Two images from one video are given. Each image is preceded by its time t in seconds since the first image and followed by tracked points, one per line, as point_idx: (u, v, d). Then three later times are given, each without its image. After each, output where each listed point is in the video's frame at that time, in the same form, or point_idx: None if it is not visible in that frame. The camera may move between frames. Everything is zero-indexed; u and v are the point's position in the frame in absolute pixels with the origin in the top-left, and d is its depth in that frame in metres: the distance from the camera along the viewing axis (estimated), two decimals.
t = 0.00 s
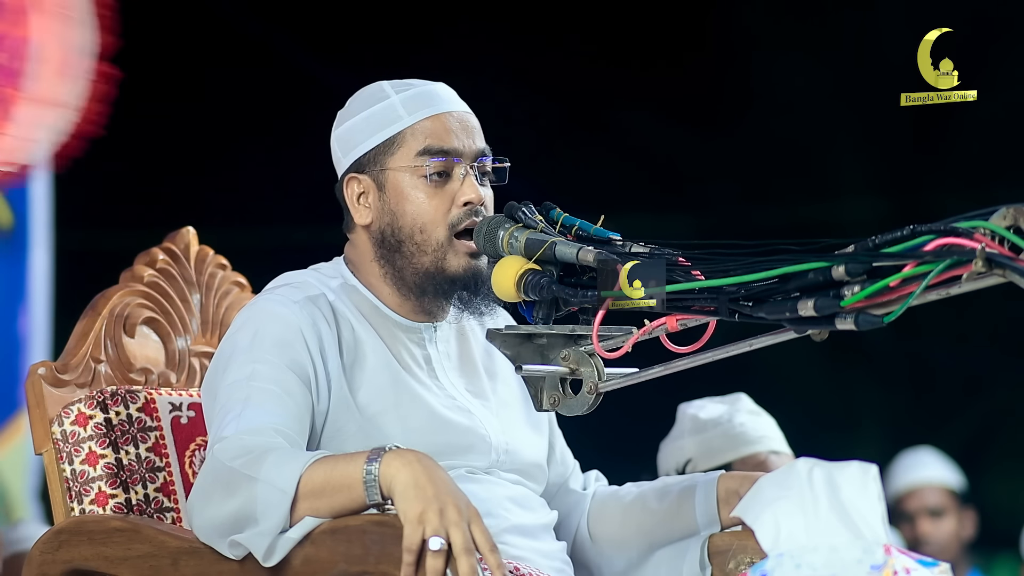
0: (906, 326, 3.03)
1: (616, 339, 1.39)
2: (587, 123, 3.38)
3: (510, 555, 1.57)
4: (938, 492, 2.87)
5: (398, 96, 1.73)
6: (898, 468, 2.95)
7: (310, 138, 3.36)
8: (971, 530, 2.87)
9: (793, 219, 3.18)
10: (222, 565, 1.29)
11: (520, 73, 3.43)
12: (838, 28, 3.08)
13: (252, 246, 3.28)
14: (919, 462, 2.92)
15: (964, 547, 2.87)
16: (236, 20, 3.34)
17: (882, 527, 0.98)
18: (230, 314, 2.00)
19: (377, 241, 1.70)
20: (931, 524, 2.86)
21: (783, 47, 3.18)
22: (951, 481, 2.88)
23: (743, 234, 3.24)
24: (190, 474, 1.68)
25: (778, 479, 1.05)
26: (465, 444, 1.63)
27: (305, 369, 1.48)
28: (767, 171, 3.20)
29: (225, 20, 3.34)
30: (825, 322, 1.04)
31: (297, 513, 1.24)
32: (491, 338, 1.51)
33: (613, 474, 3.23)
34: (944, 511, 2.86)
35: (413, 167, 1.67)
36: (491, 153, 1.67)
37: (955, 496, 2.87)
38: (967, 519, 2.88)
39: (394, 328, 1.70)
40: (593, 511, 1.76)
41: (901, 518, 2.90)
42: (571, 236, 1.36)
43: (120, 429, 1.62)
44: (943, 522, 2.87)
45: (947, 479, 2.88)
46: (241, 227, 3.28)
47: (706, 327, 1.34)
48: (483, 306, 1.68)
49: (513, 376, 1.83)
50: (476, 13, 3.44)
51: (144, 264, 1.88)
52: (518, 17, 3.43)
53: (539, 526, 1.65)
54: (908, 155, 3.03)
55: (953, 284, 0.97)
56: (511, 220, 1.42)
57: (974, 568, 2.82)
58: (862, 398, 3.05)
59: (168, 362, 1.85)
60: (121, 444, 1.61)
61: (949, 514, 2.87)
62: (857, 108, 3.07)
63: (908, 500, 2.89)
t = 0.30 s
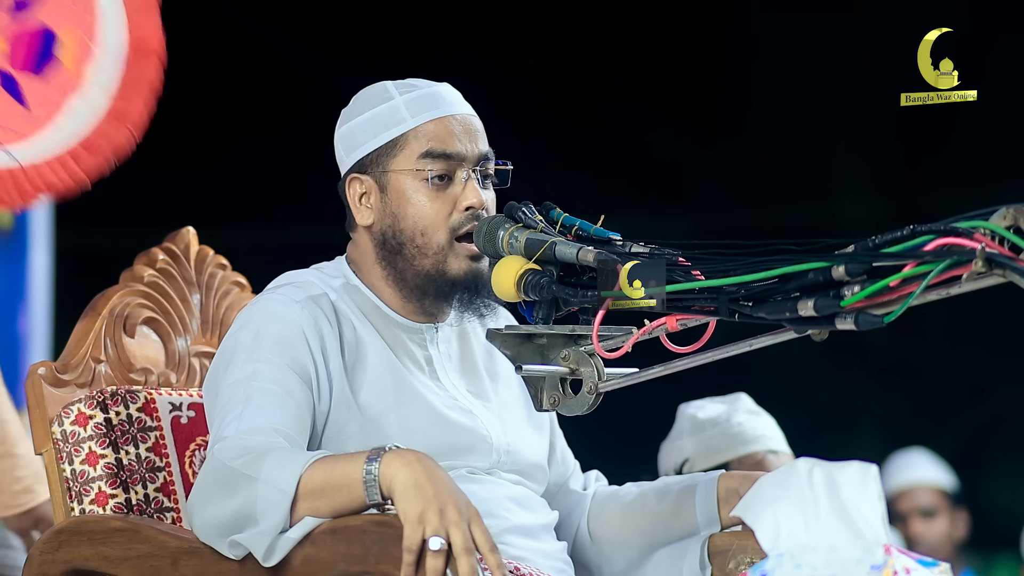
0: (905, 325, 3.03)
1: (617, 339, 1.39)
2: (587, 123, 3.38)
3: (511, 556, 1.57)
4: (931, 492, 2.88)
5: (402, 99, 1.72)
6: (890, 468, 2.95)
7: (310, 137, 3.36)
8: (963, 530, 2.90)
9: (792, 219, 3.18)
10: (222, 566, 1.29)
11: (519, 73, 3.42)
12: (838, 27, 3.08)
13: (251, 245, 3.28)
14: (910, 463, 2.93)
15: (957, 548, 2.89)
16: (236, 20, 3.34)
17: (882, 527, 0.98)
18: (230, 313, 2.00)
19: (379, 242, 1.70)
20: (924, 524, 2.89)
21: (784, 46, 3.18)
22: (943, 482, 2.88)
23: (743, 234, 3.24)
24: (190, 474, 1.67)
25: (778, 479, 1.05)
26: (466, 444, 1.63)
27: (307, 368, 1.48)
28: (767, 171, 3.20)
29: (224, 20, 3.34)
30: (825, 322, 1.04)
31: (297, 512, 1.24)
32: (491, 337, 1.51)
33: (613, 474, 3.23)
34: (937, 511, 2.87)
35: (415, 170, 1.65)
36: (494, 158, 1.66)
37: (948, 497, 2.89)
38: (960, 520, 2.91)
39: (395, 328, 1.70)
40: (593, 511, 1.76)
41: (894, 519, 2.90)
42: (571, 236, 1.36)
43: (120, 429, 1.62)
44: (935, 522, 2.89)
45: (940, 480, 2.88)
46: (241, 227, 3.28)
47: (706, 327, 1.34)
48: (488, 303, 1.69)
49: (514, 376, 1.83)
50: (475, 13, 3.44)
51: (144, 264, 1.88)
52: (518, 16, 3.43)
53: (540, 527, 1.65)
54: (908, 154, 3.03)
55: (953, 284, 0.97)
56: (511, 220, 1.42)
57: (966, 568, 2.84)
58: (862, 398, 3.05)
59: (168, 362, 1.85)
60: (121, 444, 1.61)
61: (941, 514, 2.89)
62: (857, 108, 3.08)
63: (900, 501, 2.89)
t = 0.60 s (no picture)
0: (905, 325, 3.02)
1: (616, 339, 1.39)
2: (588, 123, 3.38)
3: (511, 555, 1.57)
4: (924, 493, 2.86)
5: (401, 100, 1.71)
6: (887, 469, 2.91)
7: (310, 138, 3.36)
8: (957, 531, 2.88)
9: (793, 219, 3.18)
10: (222, 566, 1.29)
11: (519, 73, 3.43)
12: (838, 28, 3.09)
13: (251, 245, 3.28)
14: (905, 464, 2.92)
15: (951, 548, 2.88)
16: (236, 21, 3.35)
17: (882, 526, 0.98)
18: (230, 314, 2.00)
19: (376, 244, 1.70)
20: (916, 525, 2.84)
21: (783, 46, 3.18)
22: (938, 483, 2.88)
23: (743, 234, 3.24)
24: (190, 474, 1.67)
25: (778, 479, 1.05)
26: (465, 444, 1.63)
27: (306, 369, 1.48)
28: (767, 170, 3.21)
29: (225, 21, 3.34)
30: (825, 322, 1.04)
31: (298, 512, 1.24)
32: (491, 338, 1.51)
33: (612, 474, 3.22)
34: (931, 512, 2.85)
35: (413, 172, 1.65)
36: (492, 161, 1.65)
37: (940, 497, 2.87)
38: (954, 522, 2.89)
39: (395, 329, 1.70)
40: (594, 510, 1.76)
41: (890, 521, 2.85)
42: (571, 236, 1.36)
43: (120, 429, 1.62)
44: (929, 522, 2.86)
45: (933, 482, 2.87)
46: (241, 227, 3.28)
47: (706, 327, 1.34)
48: (485, 305, 1.68)
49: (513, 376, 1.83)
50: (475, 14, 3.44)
51: (144, 264, 1.88)
52: (518, 17, 3.43)
53: (540, 526, 1.65)
54: (908, 154, 3.03)
55: (953, 284, 0.97)
56: (511, 220, 1.42)
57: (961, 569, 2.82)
58: (862, 399, 3.05)
59: (168, 362, 1.85)
60: (121, 444, 1.61)
61: (935, 515, 2.86)
62: (857, 107, 3.08)
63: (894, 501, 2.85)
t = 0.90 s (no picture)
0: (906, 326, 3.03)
1: (616, 340, 1.39)
2: (588, 122, 3.38)
3: (507, 553, 1.56)
4: (922, 494, 2.83)
5: (369, 101, 1.66)
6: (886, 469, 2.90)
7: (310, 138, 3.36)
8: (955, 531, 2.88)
9: (792, 218, 3.18)
10: (222, 566, 1.29)
11: (520, 73, 3.43)
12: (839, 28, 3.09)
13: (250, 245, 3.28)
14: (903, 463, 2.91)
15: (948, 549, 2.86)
16: (236, 21, 3.36)
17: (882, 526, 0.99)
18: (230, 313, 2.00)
19: (361, 248, 1.65)
20: (915, 526, 2.83)
21: (783, 45, 3.19)
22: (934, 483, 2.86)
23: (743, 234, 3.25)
24: (190, 474, 1.68)
25: (778, 479, 1.06)
26: (456, 443, 1.62)
27: (297, 371, 1.48)
28: (767, 170, 3.21)
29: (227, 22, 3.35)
30: (825, 322, 1.04)
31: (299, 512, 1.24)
32: (491, 338, 1.51)
33: (610, 474, 3.21)
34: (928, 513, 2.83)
35: (390, 172, 1.61)
36: (468, 151, 1.63)
37: (937, 498, 2.85)
38: (952, 522, 2.88)
39: (384, 330, 1.66)
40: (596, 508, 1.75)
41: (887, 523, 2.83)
42: (571, 236, 1.36)
43: (120, 429, 1.62)
44: (926, 523, 2.84)
45: (930, 482, 2.85)
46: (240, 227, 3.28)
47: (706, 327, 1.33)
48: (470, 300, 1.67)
49: (503, 373, 1.80)
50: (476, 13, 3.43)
51: (144, 264, 1.88)
52: (518, 17, 3.42)
53: (536, 521, 1.64)
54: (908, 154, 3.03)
55: (953, 284, 0.97)
56: (511, 220, 1.42)
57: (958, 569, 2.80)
58: (862, 398, 3.05)
59: (168, 362, 1.85)
60: (121, 444, 1.61)
61: (933, 516, 2.84)
62: (856, 107, 3.09)
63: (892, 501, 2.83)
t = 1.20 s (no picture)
0: (906, 325, 3.03)
1: (616, 340, 1.39)
2: (588, 122, 3.38)
3: (507, 547, 1.51)
4: (924, 493, 2.86)
5: (321, 105, 1.68)
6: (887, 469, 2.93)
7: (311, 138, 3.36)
8: (958, 530, 2.88)
9: (792, 218, 3.18)
10: (222, 566, 1.29)
11: (520, 72, 3.42)
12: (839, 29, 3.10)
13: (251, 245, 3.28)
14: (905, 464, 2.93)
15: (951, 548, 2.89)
16: (237, 22, 3.37)
17: (882, 526, 0.99)
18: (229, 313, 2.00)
19: (329, 248, 1.65)
20: (918, 525, 2.84)
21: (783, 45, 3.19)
22: (938, 483, 2.88)
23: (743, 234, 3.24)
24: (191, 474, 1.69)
25: (778, 480, 1.08)
26: (441, 435, 1.58)
27: (279, 374, 1.46)
28: (767, 170, 3.20)
29: (227, 22, 3.36)
30: (825, 322, 1.04)
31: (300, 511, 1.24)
32: (491, 337, 1.51)
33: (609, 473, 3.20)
34: (931, 513, 2.85)
35: (351, 171, 1.62)
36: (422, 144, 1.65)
37: (942, 498, 2.88)
38: (954, 521, 2.89)
39: (359, 327, 1.64)
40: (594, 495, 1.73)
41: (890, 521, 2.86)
42: (571, 236, 1.35)
43: (120, 429, 1.62)
44: (929, 523, 2.87)
45: (933, 481, 2.88)
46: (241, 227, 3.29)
47: (706, 327, 1.33)
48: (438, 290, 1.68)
49: (483, 364, 1.77)
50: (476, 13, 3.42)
51: (144, 264, 1.89)
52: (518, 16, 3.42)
53: (529, 515, 1.58)
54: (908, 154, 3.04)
55: (953, 284, 0.97)
56: (510, 220, 1.42)
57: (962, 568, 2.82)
58: (862, 398, 3.04)
59: (168, 362, 1.85)
60: (121, 444, 1.61)
61: (935, 516, 2.87)
62: (857, 107, 3.09)
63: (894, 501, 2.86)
